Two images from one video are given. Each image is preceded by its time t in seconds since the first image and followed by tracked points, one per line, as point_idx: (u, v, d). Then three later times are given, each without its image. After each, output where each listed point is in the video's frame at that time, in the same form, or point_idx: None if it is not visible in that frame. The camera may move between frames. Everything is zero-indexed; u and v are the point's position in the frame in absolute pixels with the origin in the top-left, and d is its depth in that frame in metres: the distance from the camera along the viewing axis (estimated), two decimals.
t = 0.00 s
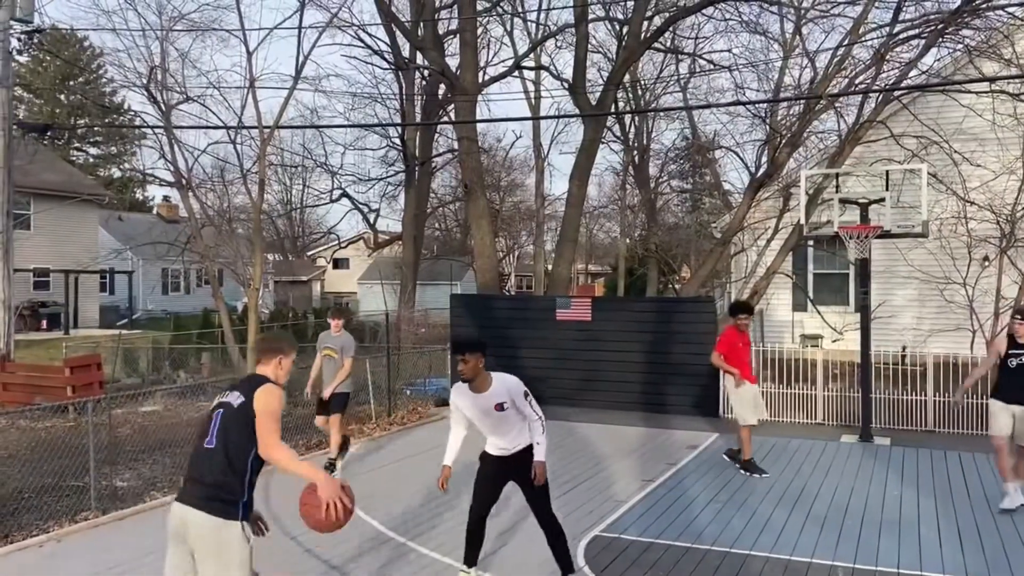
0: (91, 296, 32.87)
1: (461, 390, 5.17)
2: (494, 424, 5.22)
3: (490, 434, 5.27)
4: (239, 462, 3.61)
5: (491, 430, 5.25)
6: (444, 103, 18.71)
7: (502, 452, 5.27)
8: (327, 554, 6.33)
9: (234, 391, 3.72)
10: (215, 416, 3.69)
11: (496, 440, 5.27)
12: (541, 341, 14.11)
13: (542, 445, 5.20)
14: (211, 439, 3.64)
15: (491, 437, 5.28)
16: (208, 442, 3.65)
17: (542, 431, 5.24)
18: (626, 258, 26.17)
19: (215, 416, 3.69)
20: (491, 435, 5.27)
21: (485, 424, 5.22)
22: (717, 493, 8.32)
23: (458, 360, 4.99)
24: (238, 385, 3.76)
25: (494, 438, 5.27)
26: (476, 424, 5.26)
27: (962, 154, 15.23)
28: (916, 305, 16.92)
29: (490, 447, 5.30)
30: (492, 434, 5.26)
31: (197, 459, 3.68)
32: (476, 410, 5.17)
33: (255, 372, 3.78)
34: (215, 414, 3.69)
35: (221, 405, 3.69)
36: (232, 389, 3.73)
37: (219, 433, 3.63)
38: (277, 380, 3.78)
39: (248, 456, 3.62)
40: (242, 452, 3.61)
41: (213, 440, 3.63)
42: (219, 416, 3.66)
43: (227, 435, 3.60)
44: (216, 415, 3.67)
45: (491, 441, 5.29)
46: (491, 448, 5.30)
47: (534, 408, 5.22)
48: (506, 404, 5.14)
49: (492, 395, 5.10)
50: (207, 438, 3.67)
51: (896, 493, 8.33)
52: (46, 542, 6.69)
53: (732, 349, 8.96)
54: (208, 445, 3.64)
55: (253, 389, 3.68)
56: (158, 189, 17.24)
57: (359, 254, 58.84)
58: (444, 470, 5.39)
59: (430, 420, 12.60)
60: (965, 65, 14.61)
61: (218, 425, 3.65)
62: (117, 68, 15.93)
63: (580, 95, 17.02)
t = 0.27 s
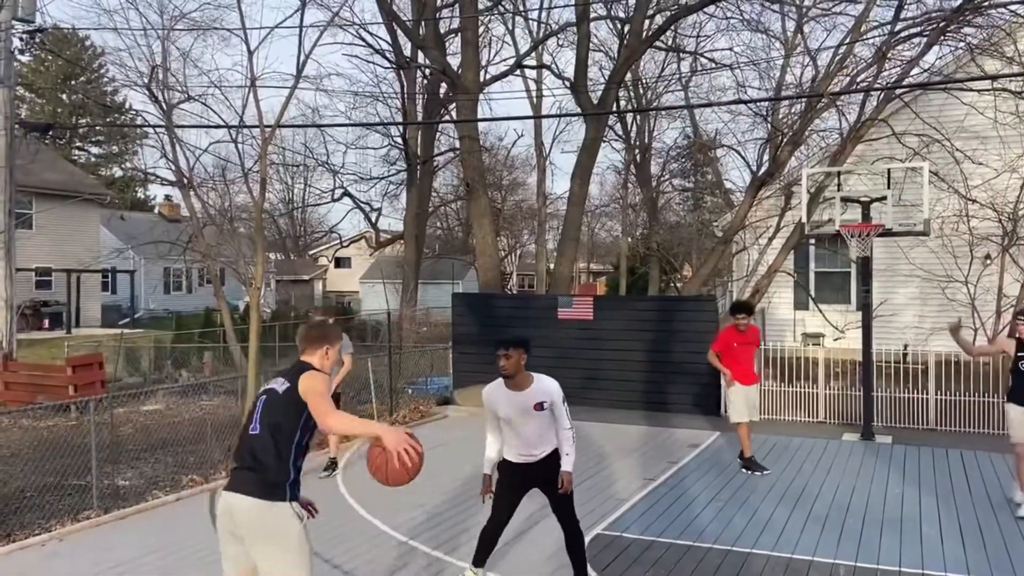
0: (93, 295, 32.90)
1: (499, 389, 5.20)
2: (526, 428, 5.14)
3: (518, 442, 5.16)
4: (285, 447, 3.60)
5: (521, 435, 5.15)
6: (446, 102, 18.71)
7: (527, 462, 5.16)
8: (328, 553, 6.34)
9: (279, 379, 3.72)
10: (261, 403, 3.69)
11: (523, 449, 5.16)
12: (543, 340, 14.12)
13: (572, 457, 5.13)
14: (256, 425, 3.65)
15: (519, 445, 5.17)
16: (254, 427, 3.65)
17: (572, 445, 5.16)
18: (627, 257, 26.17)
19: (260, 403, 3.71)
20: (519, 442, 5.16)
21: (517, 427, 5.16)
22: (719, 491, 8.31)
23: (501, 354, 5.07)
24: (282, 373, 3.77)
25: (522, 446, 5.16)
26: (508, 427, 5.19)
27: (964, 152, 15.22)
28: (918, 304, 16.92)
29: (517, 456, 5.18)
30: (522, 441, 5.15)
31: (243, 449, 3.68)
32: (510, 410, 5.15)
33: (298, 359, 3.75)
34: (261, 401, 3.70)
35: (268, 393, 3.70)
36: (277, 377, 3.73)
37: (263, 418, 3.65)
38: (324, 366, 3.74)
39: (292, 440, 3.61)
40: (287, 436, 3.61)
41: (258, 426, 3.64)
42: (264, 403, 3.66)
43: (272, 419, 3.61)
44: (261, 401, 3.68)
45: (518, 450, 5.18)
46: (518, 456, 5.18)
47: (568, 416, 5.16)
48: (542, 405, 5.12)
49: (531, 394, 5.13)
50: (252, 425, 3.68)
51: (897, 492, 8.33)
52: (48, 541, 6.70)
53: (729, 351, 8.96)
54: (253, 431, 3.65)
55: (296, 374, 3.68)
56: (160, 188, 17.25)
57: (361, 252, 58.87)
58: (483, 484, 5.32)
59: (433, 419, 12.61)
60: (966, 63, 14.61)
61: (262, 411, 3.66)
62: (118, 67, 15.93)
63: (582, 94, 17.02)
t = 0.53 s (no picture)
0: (92, 294, 32.88)
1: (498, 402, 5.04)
2: (528, 437, 5.10)
3: (519, 447, 5.15)
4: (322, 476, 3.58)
5: (521, 443, 5.12)
6: (445, 100, 18.69)
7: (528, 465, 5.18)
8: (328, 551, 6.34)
9: (312, 408, 3.73)
10: (294, 431, 3.68)
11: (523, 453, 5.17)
12: (543, 338, 14.11)
13: (577, 473, 5.03)
14: (291, 453, 3.63)
15: (519, 449, 5.16)
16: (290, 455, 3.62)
17: (577, 458, 5.07)
18: (626, 255, 26.17)
19: (294, 431, 3.69)
20: (521, 448, 5.15)
21: (519, 436, 5.11)
22: (719, 489, 8.32)
23: (499, 371, 4.86)
24: (315, 401, 3.76)
25: (522, 451, 5.16)
26: (508, 437, 5.12)
27: (963, 149, 15.22)
28: (917, 301, 16.92)
29: (516, 459, 5.19)
30: (522, 447, 5.14)
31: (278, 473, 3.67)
32: (511, 422, 5.06)
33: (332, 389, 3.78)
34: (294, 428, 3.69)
35: (300, 421, 3.70)
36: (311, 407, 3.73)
37: (299, 447, 3.63)
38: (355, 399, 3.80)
39: (329, 470, 3.59)
40: (324, 464, 3.59)
41: (292, 454, 3.62)
42: (300, 432, 3.65)
43: (308, 449, 3.59)
44: (297, 429, 3.67)
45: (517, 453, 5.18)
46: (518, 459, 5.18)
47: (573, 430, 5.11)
48: (545, 420, 5.05)
49: (532, 411, 5.02)
50: (287, 452, 3.65)
51: (896, 489, 8.35)
52: (47, 540, 6.69)
53: (717, 346, 9.03)
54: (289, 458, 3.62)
55: (334, 405, 3.69)
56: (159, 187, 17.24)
57: (360, 251, 58.85)
58: (468, 491, 4.99)
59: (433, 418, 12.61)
60: (965, 60, 14.60)
61: (298, 439, 3.64)
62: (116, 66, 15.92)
63: (581, 92, 17.00)
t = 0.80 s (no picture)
0: (88, 293, 32.81)
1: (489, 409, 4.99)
2: (521, 441, 5.06)
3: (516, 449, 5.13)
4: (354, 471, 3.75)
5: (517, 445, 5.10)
6: (441, 97, 18.66)
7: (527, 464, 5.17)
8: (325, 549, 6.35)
9: (329, 407, 3.87)
10: (317, 428, 3.80)
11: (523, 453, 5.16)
12: (541, 335, 14.11)
13: (563, 482, 4.93)
14: (323, 448, 3.74)
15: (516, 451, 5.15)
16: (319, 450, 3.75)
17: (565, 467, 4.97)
18: (623, 252, 26.18)
19: (320, 427, 3.80)
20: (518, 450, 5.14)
21: (512, 440, 5.07)
22: (716, 486, 8.34)
23: (485, 378, 4.77)
24: (335, 399, 3.91)
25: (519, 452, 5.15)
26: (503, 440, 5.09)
27: (959, 146, 15.23)
28: (913, 298, 16.94)
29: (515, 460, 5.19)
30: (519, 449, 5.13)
31: (305, 468, 3.76)
32: (502, 427, 5.01)
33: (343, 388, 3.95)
34: (315, 425, 3.82)
35: (318, 419, 3.83)
36: (327, 405, 3.88)
37: (329, 443, 3.76)
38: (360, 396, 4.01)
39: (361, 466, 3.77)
40: (355, 459, 3.75)
41: (324, 448, 3.74)
42: (325, 429, 3.79)
43: (338, 444, 3.75)
44: (322, 427, 3.80)
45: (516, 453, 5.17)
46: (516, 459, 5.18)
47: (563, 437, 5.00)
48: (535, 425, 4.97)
49: (522, 416, 4.93)
50: (315, 447, 3.77)
51: (892, 485, 8.37)
52: (45, 539, 6.70)
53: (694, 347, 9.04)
54: (320, 453, 3.74)
55: (358, 403, 3.87)
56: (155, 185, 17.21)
57: (357, 249, 58.80)
58: (458, 495, 4.97)
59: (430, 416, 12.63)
60: (962, 57, 14.60)
61: (328, 436, 3.77)
62: (112, 64, 15.87)
63: (578, 89, 16.98)
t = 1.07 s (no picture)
0: (82, 291, 32.71)
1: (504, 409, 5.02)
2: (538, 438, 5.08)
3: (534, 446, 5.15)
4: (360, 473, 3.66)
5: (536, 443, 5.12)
6: (436, 95, 18.64)
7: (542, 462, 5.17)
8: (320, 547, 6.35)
9: (352, 405, 3.81)
10: (334, 427, 3.73)
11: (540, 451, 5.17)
12: (536, 333, 14.11)
13: (570, 480, 4.85)
14: (331, 446, 3.66)
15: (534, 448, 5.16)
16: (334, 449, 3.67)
17: (575, 466, 4.91)
18: (618, 250, 26.19)
19: (332, 425, 3.75)
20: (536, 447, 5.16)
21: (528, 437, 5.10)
22: (711, 483, 8.35)
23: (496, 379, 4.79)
24: (353, 399, 3.84)
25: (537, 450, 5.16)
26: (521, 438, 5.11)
27: (953, 143, 15.27)
28: (907, 295, 16.99)
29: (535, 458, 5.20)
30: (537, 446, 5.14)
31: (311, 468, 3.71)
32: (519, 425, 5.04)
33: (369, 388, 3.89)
34: (334, 423, 3.75)
35: (341, 417, 3.76)
36: (351, 404, 3.81)
37: (339, 442, 3.68)
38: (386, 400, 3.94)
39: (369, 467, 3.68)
40: (363, 462, 3.67)
41: (333, 448, 3.66)
42: (339, 428, 3.71)
43: (348, 444, 3.66)
44: (340, 425, 3.73)
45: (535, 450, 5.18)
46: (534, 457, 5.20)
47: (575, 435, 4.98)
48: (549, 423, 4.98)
49: (534, 415, 4.96)
50: (325, 446, 3.70)
51: (887, 481, 8.39)
52: (39, 538, 6.68)
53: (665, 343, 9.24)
54: (333, 451, 3.66)
55: (374, 406, 3.80)
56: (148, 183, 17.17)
57: (352, 247, 58.73)
58: (482, 486, 5.06)
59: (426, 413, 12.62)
60: (955, 54, 14.63)
61: (339, 435, 3.69)
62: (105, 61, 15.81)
63: (572, 87, 16.97)
